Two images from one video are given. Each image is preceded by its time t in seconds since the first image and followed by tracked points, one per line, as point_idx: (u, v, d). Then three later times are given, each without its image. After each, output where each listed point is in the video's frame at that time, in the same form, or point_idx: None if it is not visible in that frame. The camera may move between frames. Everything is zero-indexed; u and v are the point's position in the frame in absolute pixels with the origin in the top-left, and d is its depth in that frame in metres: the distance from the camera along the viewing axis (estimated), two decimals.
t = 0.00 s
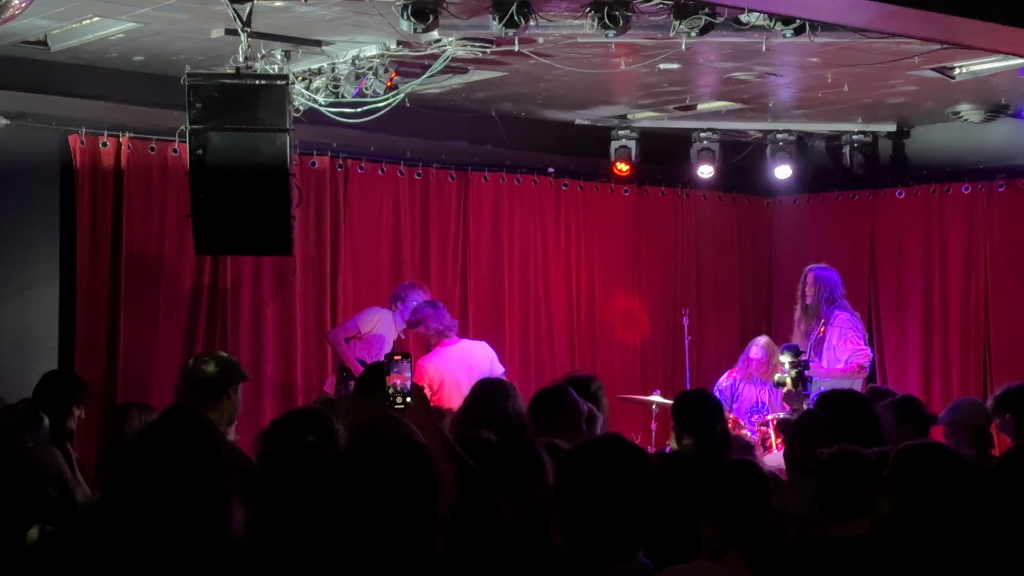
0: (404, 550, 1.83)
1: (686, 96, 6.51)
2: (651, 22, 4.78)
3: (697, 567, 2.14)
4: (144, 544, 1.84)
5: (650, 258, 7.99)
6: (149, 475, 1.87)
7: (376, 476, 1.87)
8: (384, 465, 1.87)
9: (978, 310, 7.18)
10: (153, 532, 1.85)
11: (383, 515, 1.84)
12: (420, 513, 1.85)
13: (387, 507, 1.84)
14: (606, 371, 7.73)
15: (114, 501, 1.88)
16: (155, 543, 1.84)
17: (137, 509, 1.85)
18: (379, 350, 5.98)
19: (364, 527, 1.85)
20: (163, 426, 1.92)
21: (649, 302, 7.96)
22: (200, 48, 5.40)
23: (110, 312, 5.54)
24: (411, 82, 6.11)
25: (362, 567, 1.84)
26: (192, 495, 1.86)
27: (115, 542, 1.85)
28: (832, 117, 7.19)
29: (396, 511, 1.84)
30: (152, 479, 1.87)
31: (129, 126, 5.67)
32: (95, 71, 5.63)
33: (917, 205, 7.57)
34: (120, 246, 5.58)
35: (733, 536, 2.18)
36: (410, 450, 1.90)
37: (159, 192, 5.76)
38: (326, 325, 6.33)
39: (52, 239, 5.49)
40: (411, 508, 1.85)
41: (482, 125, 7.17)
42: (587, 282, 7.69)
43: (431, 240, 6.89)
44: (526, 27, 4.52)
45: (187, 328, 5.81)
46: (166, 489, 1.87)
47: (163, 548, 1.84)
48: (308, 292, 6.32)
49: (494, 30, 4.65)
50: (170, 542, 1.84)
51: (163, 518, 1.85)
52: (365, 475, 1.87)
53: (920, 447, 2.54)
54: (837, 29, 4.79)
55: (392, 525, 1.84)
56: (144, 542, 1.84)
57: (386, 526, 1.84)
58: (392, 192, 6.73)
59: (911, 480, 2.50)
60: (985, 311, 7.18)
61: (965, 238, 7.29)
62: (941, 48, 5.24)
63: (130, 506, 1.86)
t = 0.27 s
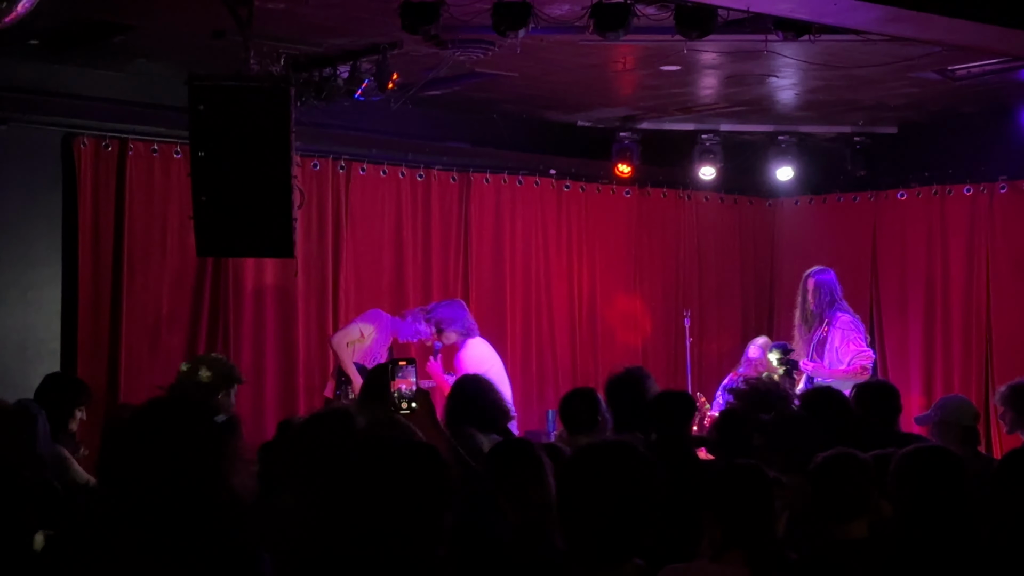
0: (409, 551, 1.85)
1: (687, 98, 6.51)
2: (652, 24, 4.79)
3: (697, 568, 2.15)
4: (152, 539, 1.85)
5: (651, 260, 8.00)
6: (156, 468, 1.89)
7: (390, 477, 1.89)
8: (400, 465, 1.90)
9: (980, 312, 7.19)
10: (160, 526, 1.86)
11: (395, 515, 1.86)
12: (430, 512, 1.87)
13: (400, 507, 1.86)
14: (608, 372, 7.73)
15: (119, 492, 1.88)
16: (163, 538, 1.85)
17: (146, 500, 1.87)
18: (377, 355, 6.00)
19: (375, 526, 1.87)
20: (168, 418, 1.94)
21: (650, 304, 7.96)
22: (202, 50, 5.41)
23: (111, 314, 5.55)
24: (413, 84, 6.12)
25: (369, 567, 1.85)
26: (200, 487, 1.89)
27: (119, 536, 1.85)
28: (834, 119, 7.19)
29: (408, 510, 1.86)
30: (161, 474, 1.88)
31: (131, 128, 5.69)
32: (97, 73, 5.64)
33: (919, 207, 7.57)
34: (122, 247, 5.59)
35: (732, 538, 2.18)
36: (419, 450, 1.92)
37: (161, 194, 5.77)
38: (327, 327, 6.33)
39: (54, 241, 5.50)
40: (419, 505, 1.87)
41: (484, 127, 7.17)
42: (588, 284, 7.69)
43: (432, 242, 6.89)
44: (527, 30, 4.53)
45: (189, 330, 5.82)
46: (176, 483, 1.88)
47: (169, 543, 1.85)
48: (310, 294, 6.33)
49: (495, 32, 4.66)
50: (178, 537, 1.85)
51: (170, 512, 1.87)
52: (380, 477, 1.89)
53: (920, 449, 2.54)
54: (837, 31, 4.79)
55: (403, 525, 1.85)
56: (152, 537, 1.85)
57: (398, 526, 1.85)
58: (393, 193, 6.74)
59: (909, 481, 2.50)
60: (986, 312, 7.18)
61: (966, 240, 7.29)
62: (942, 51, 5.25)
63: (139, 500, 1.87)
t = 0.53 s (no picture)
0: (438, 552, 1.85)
1: (688, 96, 6.51)
2: (654, 22, 4.78)
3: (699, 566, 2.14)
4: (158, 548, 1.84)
5: (651, 258, 7.99)
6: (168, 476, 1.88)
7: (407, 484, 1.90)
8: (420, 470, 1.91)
9: (980, 310, 7.19)
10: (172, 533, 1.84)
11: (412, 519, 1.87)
12: (444, 514, 1.87)
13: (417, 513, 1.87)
14: (608, 370, 7.73)
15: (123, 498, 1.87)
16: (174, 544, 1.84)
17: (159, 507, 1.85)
18: (378, 351, 6.03)
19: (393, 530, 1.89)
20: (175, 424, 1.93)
21: (650, 302, 7.96)
22: (203, 48, 5.41)
23: (112, 313, 5.55)
24: (413, 82, 6.12)
25: (382, 565, 1.88)
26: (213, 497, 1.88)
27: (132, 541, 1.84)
28: (834, 117, 7.19)
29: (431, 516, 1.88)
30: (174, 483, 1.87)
31: (132, 126, 5.68)
32: (98, 72, 5.63)
33: (919, 206, 7.57)
34: (122, 246, 5.59)
35: (733, 538, 2.17)
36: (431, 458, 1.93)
37: (161, 192, 5.77)
38: (328, 327, 6.33)
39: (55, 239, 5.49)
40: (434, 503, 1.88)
41: (484, 125, 7.17)
42: (589, 282, 7.69)
43: (433, 240, 6.89)
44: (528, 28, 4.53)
45: (189, 328, 5.82)
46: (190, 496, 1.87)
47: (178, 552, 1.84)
48: (310, 293, 6.33)
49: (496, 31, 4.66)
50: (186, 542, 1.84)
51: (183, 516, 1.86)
52: (401, 480, 1.91)
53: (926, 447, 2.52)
54: (839, 30, 4.79)
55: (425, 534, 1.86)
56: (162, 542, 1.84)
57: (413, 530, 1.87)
58: (393, 192, 6.74)
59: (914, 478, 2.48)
60: (987, 310, 7.17)
61: (967, 239, 7.29)
62: (944, 50, 5.25)
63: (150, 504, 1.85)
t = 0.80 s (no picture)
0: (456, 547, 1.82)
1: (686, 98, 6.52)
2: (652, 25, 4.78)
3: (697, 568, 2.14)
4: (150, 544, 1.93)
5: (650, 260, 7.99)
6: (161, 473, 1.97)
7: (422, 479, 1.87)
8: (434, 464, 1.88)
9: (978, 313, 7.19)
10: (163, 530, 1.94)
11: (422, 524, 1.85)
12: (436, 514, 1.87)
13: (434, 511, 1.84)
14: (606, 372, 7.73)
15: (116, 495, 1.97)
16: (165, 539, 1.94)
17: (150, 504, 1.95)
18: (372, 359, 6.00)
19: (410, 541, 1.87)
20: (167, 421, 2.02)
21: (648, 304, 7.96)
22: (201, 50, 5.41)
23: (110, 315, 5.55)
24: (412, 84, 6.12)
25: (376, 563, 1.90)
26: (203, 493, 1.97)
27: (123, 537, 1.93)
28: (832, 119, 7.19)
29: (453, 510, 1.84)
30: (164, 479, 1.97)
31: (130, 128, 5.68)
32: (96, 73, 5.64)
33: (917, 208, 7.57)
34: (120, 247, 5.59)
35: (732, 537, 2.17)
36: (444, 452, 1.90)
37: (160, 194, 5.77)
38: (325, 329, 6.33)
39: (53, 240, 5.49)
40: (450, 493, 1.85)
41: (483, 127, 7.18)
42: (587, 284, 7.69)
43: (431, 241, 6.89)
44: (526, 30, 4.53)
45: (187, 329, 5.82)
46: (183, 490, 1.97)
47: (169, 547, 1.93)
48: (308, 295, 6.33)
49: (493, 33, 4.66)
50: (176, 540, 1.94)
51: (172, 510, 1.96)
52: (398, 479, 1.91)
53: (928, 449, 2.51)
54: (836, 32, 4.79)
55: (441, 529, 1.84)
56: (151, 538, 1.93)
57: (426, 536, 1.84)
58: (392, 194, 6.74)
59: (915, 479, 2.47)
60: (984, 312, 7.17)
61: (965, 241, 7.29)
62: (941, 52, 5.25)
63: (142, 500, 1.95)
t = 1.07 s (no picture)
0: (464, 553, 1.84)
1: (681, 100, 6.53)
2: (647, 26, 4.79)
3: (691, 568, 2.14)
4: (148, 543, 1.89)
5: (644, 261, 8.00)
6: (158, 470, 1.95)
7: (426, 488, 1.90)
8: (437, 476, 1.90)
9: (972, 314, 7.20)
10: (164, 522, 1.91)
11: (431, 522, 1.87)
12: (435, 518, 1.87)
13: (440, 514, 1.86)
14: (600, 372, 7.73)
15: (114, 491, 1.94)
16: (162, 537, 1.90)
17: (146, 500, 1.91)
18: (373, 352, 6.03)
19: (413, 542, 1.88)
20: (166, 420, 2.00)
21: (643, 305, 7.96)
22: (195, 50, 5.41)
23: (105, 315, 5.55)
24: (407, 84, 6.12)
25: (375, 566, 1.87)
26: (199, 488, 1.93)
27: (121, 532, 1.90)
28: (826, 121, 7.21)
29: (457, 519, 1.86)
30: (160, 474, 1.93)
31: (125, 129, 5.69)
32: (91, 73, 5.64)
33: (911, 209, 7.59)
34: (114, 247, 5.59)
35: (729, 539, 2.16)
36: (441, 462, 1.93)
37: (154, 194, 5.77)
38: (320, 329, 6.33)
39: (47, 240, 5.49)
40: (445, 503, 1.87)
41: (478, 127, 7.18)
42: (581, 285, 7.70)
43: (426, 242, 6.89)
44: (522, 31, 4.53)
45: (182, 329, 5.82)
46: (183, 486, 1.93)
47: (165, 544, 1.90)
48: (303, 296, 6.33)
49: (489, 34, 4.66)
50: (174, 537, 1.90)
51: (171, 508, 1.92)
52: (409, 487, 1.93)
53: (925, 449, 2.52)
54: (831, 34, 4.80)
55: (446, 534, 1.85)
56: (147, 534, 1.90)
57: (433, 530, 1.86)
58: (386, 195, 6.74)
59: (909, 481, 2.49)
60: (978, 313, 7.19)
61: (959, 243, 7.31)
62: (935, 54, 5.26)
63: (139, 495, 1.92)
